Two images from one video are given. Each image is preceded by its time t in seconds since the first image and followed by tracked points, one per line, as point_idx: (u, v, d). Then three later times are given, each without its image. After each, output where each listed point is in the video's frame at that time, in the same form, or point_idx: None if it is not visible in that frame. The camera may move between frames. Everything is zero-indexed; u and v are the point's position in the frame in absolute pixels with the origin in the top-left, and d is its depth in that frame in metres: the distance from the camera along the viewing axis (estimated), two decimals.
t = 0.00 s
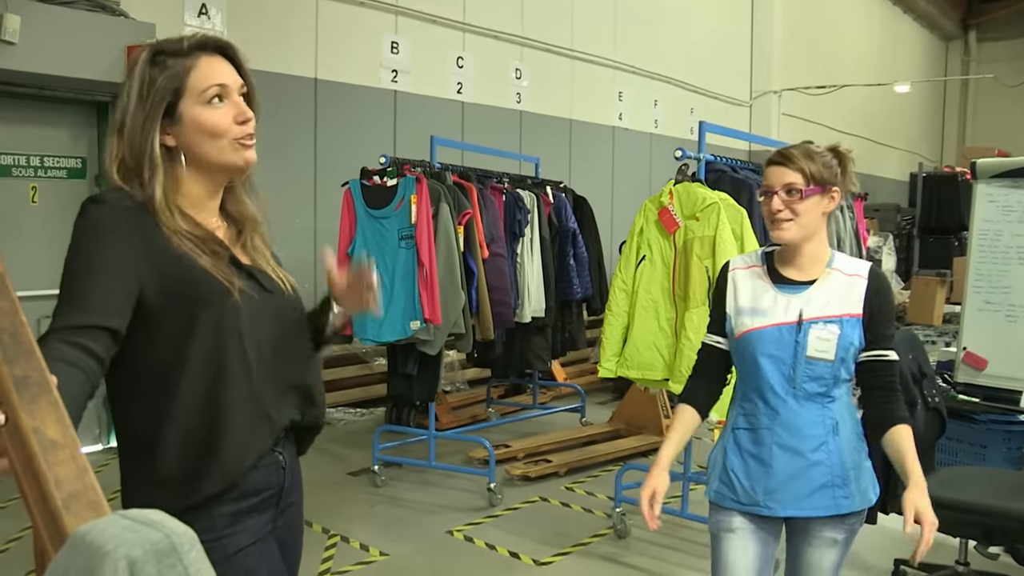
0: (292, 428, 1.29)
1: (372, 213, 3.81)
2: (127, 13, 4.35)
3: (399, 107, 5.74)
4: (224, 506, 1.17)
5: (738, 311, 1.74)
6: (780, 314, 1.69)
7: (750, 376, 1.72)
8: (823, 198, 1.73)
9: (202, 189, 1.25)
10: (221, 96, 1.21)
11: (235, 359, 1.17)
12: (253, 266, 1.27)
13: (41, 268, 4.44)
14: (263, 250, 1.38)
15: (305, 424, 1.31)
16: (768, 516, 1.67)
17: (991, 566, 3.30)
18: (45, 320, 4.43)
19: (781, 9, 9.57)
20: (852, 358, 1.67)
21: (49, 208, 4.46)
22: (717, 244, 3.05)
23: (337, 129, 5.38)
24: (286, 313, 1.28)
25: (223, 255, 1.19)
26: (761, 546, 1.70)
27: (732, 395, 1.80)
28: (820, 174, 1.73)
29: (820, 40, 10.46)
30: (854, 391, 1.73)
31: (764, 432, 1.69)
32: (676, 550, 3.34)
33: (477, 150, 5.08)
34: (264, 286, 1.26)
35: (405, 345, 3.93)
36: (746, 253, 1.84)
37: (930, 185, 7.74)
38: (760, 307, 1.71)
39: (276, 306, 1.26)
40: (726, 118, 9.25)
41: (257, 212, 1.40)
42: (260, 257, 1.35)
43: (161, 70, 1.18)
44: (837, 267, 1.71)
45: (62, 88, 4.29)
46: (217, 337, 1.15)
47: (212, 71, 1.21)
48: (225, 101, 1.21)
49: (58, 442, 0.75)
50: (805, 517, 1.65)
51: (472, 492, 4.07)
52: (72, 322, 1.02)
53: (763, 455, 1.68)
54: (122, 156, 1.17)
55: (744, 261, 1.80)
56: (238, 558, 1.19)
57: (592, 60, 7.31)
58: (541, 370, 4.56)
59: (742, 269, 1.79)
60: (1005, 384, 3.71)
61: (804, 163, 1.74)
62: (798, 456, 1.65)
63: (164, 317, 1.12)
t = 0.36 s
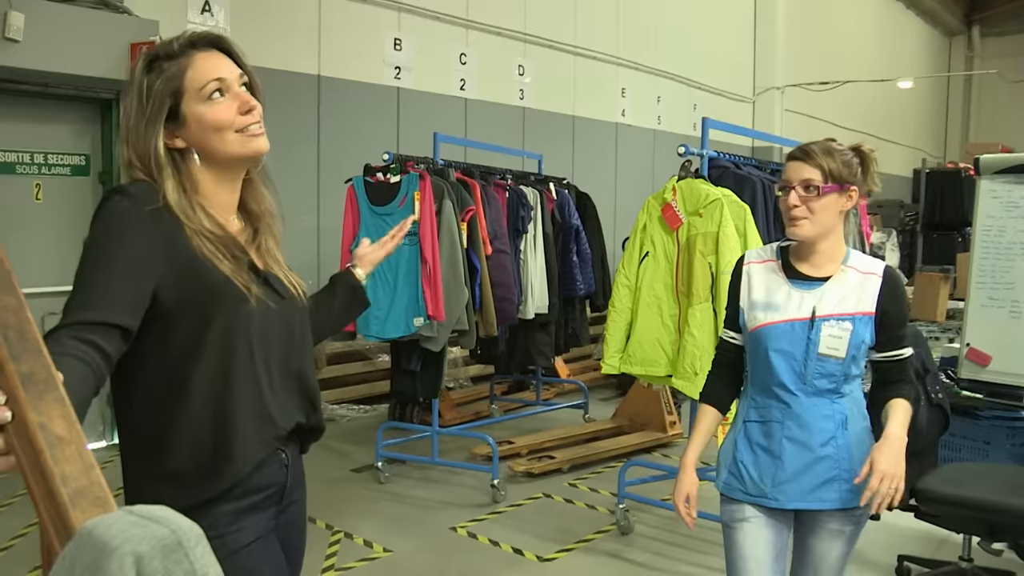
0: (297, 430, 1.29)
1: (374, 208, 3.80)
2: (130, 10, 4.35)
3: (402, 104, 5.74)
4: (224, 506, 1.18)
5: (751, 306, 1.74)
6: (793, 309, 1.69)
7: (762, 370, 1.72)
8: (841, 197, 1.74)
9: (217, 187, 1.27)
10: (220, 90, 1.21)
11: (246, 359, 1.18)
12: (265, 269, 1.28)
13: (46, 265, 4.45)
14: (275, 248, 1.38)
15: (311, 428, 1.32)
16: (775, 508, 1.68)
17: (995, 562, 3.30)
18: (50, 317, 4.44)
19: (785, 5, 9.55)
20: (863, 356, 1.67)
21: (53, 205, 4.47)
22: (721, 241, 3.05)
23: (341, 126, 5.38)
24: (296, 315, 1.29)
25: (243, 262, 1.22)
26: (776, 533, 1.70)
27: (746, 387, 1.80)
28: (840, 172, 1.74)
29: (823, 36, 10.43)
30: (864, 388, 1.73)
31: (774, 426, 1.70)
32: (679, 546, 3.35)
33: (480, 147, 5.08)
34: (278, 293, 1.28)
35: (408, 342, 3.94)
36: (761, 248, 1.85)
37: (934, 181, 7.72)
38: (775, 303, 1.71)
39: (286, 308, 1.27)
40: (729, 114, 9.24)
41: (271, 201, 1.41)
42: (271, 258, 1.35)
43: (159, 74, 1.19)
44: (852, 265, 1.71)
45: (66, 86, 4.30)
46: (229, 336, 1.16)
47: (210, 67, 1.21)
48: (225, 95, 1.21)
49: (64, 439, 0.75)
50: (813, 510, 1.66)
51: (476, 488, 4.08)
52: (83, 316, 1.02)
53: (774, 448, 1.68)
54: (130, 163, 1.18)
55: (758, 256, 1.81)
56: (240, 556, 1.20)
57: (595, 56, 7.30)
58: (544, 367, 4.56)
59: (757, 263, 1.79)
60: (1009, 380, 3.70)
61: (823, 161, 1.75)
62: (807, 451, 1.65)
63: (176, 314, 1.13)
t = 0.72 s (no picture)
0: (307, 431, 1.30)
1: (376, 210, 3.80)
2: (133, 11, 4.35)
3: (404, 105, 5.75)
4: (232, 506, 1.18)
5: (754, 307, 1.74)
6: (797, 310, 1.70)
7: (768, 371, 1.72)
8: (848, 198, 1.75)
9: (238, 189, 1.27)
10: (250, 94, 1.22)
11: (261, 360, 1.19)
12: (281, 271, 1.29)
13: (48, 266, 4.46)
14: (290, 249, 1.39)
15: (320, 429, 1.32)
16: (783, 512, 1.68)
17: (997, 562, 3.30)
18: (52, 318, 4.45)
19: (786, 7, 9.55)
20: (870, 352, 1.67)
21: (56, 206, 4.48)
22: (723, 242, 3.05)
23: (342, 127, 5.38)
24: (308, 316, 1.29)
25: (261, 262, 1.22)
26: (787, 543, 1.71)
27: (748, 391, 1.81)
28: (849, 173, 1.75)
29: (825, 37, 10.43)
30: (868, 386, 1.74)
31: (778, 429, 1.70)
32: (680, 546, 3.35)
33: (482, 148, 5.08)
34: (294, 293, 1.28)
35: (410, 342, 3.95)
36: (764, 251, 1.85)
37: (935, 182, 7.72)
38: (779, 304, 1.71)
39: (302, 311, 1.28)
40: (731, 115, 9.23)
41: (283, 203, 1.41)
42: (285, 261, 1.34)
43: (188, 70, 1.19)
44: (854, 263, 1.71)
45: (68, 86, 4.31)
46: (246, 337, 1.16)
47: (241, 69, 1.21)
48: (254, 99, 1.22)
49: (69, 439, 0.75)
50: (821, 513, 1.66)
51: (477, 488, 4.08)
52: (96, 317, 1.02)
53: (779, 452, 1.69)
54: (154, 157, 1.19)
55: (762, 258, 1.80)
56: (247, 556, 1.20)
57: (596, 57, 7.30)
58: (546, 367, 4.56)
59: (759, 266, 1.79)
60: (1011, 380, 3.71)
61: (834, 160, 1.75)
62: (813, 454, 1.66)
63: (193, 315, 1.13)
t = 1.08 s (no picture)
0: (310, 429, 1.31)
1: (374, 210, 3.80)
2: (129, 11, 4.35)
3: (401, 105, 5.75)
4: (235, 505, 1.18)
5: (753, 309, 1.74)
6: (796, 311, 1.70)
7: (767, 373, 1.72)
8: (847, 199, 1.75)
9: (236, 190, 1.27)
10: (260, 96, 1.23)
11: (263, 362, 1.19)
12: (280, 267, 1.28)
13: (45, 267, 4.45)
14: (288, 247, 1.38)
15: (323, 425, 1.33)
16: (785, 514, 1.68)
17: (993, 561, 3.31)
18: (49, 319, 4.44)
19: (783, 6, 9.56)
20: (870, 352, 1.68)
21: (53, 206, 4.48)
22: (720, 241, 3.05)
23: (340, 127, 5.38)
24: (310, 315, 1.30)
25: (256, 259, 1.20)
26: (787, 545, 1.72)
27: (748, 392, 1.81)
28: (848, 174, 1.75)
29: (822, 37, 10.45)
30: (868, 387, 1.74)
31: (779, 431, 1.70)
32: (678, 546, 3.35)
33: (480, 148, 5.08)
34: (292, 289, 1.27)
35: (408, 342, 3.94)
36: (760, 252, 1.85)
37: (931, 181, 7.73)
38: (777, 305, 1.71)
39: (302, 310, 1.28)
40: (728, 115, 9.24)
41: (279, 205, 1.41)
42: (286, 257, 1.35)
43: (202, 65, 1.20)
44: (851, 263, 1.71)
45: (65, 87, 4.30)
46: (246, 339, 1.16)
47: (252, 71, 1.22)
48: (263, 102, 1.23)
49: (66, 439, 0.75)
50: (823, 515, 1.66)
51: (475, 489, 4.08)
52: (96, 324, 1.02)
53: (779, 454, 1.69)
54: (156, 149, 1.18)
55: (758, 259, 1.80)
56: (253, 555, 1.20)
57: (593, 57, 7.31)
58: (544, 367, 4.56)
59: (757, 267, 1.79)
60: (1008, 379, 3.71)
61: (834, 160, 1.76)
62: (815, 455, 1.66)
63: (191, 318, 1.13)
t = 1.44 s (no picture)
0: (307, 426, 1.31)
1: (370, 209, 3.80)
2: (125, 11, 4.34)
3: (397, 105, 5.75)
4: (236, 504, 1.18)
5: (751, 308, 1.74)
6: (797, 309, 1.69)
7: (766, 372, 1.72)
8: (846, 198, 1.75)
9: (225, 189, 1.27)
10: (254, 98, 1.24)
11: (257, 362, 1.19)
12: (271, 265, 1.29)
13: (41, 267, 4.45)
14: (275, 244, 1.39)
15: (317, 420, 1.34)
16: (784, 511, 1.69)
17: (990, 558, 3.32)
18: (45, 319, 4.43)
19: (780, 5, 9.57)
20: (868, 350, 1.68)
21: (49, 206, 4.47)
22: (716, 240, 3.05)
23: (336, 127, 5.38)
24: (302, 312, 1.30)
25: (239, 255, 1.20)
26: (785, 541, 1.72)
27: (745, 390, 1.81)
28: (847, 173, 1.75)
29: (819, 36, 10.47)
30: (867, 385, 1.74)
31: (779, 429, 1.70)
32: (675, 544, 3.36)
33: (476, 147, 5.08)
34: (283, 286, 1.27)
35: (404, 342, 3.93)
36: (757, 249, 1.85)
37: (928, 180, 7.73)
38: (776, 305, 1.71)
39: (294, 308, 1.28)
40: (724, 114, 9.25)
41: (265, 205, 1.41)
42: (274, 255, 1.36)
43: (201, 62, 1.20)
44: (849, 261, 1.72)
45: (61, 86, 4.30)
46: (240, 341, 1.16)
47: (248, 73, 1.23)
48: (256, 104, 1.24)
49: (63, 438, 0.75)
50: (822, 512, 1.67)
51: (473, 488, 4.08)
52: (90, 333, 1.02)
53: (779, 452, 1.69)
54: (148, 142, 1.18)
55: (756, 257, 1.81)
56: (254, 554, 1.20)
57: (590, 57, 7.31)
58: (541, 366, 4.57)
59: (755, 265, 1.79)
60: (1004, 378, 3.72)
61: (833, 160, 1.76)
62: (814, 454, 1.66)
63: (183, 323, 1.13)
